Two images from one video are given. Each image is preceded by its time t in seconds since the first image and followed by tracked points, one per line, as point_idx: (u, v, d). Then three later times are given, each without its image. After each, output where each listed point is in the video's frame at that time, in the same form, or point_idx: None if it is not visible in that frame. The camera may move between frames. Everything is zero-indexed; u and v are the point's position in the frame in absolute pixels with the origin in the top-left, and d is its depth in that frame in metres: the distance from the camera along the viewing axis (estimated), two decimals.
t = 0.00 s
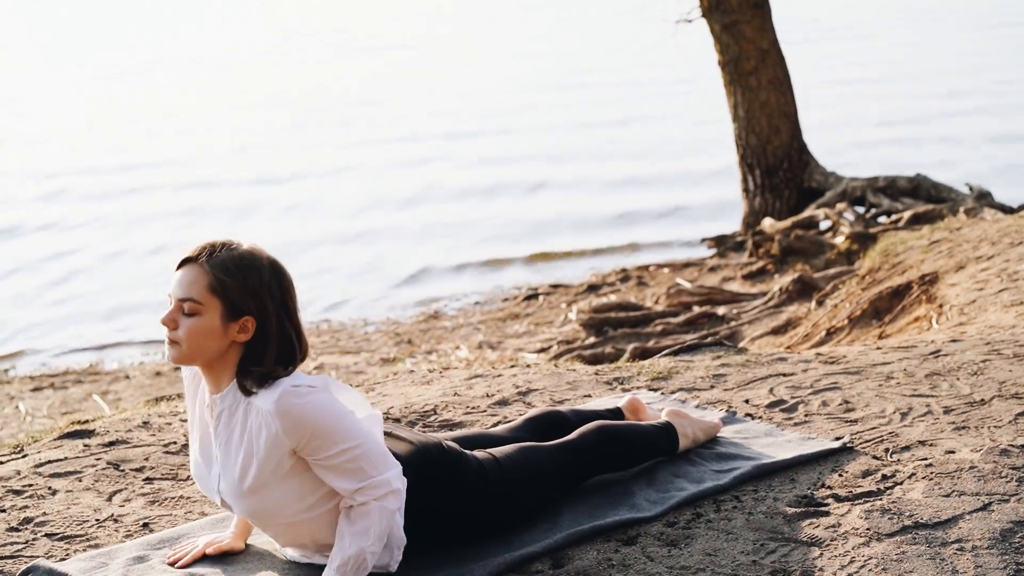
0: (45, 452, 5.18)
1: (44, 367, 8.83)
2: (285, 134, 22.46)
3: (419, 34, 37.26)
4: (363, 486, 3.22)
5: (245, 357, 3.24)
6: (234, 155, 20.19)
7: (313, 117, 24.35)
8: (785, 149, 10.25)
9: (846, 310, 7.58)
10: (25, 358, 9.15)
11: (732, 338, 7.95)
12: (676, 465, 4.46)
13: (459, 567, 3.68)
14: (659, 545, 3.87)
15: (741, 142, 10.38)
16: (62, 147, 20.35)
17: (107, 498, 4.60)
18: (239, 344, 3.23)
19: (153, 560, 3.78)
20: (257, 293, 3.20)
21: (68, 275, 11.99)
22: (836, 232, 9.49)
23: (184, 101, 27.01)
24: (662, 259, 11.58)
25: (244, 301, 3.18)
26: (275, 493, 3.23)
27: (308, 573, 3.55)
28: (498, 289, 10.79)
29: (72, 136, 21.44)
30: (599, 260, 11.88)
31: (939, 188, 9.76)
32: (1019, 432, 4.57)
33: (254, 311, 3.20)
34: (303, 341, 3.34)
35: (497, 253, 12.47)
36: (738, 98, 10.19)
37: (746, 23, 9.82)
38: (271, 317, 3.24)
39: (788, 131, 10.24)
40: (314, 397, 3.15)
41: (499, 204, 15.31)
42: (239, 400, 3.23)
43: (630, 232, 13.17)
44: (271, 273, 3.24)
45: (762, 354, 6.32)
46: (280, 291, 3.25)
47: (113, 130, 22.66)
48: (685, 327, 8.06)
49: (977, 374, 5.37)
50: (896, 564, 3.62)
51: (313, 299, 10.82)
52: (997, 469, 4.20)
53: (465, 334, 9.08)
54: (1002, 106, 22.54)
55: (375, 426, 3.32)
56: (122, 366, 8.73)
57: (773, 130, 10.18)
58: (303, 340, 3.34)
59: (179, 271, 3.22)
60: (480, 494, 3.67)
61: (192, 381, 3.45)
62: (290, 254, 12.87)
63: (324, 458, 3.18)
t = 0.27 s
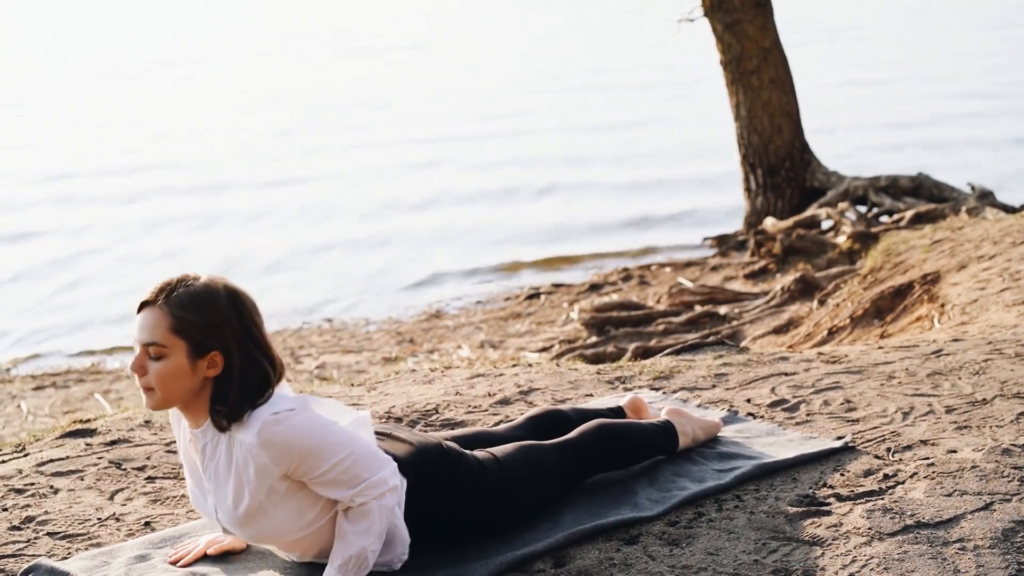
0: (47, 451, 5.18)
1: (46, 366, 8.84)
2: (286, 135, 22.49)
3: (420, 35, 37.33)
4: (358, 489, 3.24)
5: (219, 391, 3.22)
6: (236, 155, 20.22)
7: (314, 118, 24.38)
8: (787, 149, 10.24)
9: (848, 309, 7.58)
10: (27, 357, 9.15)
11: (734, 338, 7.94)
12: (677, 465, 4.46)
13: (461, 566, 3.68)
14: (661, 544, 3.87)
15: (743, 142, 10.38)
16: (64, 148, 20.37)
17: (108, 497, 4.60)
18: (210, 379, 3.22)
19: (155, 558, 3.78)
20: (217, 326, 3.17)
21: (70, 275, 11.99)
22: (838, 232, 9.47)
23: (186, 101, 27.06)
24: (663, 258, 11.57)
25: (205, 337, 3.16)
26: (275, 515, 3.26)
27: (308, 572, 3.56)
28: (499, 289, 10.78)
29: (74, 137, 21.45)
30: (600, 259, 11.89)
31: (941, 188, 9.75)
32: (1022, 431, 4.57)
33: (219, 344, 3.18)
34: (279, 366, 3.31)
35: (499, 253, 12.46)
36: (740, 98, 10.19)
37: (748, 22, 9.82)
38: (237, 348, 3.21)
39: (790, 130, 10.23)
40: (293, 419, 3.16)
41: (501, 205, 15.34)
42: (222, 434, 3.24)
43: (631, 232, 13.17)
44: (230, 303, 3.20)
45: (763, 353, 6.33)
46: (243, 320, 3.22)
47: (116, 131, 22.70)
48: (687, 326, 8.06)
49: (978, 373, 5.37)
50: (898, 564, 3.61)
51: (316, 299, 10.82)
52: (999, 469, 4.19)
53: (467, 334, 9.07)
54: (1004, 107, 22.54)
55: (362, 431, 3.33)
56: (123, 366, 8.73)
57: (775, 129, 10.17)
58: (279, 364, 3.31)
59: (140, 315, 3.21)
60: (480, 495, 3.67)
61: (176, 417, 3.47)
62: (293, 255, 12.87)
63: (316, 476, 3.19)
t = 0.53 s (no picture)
0: (50, 450, 5.18)
1: (48, 365, 8.84)
2: (288, 135, 22.51)
3: (421, 36, 37.34)
4: (356, 491, 3.25)
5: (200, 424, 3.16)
6: (238, 156, 20.24)
7: (316, 119, 24.41)
8: (789, 147, 10.23)
9: (850, 308, 7.58)
10: (30, 357, 9.15)
11: (736, 337, 7.94)
12: (679, 464, 4.46)
13: (462, 566, 3.68)
14: (664, 543, 3.87)
15: (745, 141, 10.38)
16: (66, 148, 20.38)
17: (111, 496, 4.61)
18: (190, 416, 3.16)
19: (158, 557, 3.79)
20: (187, 363, 3.10)
21: (73, 275, 12.00)
22: (840, 230, 9.47)
23: (187, 101, 27.08)
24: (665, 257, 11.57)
25: (177, 376, 3.09)
26: (277, 531, 3.27)
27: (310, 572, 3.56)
28: (502, 288, 10.78)
29: (77, 138, 21.47)
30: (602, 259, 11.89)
31: (943, 187, 9.75)
32: None
33: (192, 379, 3.11)
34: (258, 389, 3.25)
35: (502, 252, 12.46)
36: (743, 96, 10.18)
37: (750, 21, 9.81)
38: (211, 381, 3.14)
39: (792, 128, 10.23)
40: (283, 438, 3.16)
41: (503, 205, 15.35)
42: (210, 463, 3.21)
43: (634, 232, 13.18)
44: (197, 337, 3.13)
45: (766, 352, 6.33)
46: (213, 351, 3.15)
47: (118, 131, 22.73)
48: (689, 325, 8.06)
49: (981, 372, 5.37)
50: (901, 563, 3.61)
51: (318, 299, 10.83)
52: (1002, 467, 4.19)
53: (469, 333, 9.07)
54: (1005, 104, 22.52)
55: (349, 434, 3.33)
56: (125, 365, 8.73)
57: (778, 128, 10.17)
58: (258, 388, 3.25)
59: (110, 363, 3.15)
60: (480, 496, 3.67)
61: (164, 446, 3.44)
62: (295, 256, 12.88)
63: (314, 490, 3.20)
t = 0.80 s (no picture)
0: (52, 449, 5.18)
1: (50, 365, 8.85)
2: (290, 134, 22.52)
3: (423, 36, 37.38)
4: (355, 493, 3.25)
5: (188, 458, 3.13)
6: (240, 155, 20.24)
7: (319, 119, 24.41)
8: (791, 146, 10.24)
9: (852, 307, 7.58)
10: (32, 356, 9.16)
11: (738, 335, 7.94)
12: (681, 462, 4.46)
13: (463, 565, 3.69)
14: (665, 541, 3.87)
15: (747, 139, 10.38)
16: (68, 148, 20.39)
17: (113, 495, 4.61)
18: (176, 453, 3.13)
19: (160, 556, 3.79)
20: (161, 401, 3.07)
21: (75, 274, 12.01)
22: (842, 229, 9.46)
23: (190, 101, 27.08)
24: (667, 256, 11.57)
25: (155, 416, 3.06)
26: (282, 546, 3.29)
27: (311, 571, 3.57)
28: (503, 287, 10.79)
29: (79, 138, 21.49)
30: (603, 258, 11.90)
31: (945, 184, 9.74)
32: None
33: (170, 417, 3.08)
34: (238, 412, 3.22)
35: (503, 251, 12.46)
36: (744, 95, 10.18)
37: (752, 20, 9.80)
38: (189, 414, 3.11)
39: (794, 127, 10.23)
40: (277, 457, 3.17)
41: (505, 203, 15.36)
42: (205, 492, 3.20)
43: (635, 231, 13.19)
44: (165, 374, 3.10)
45: (767, 351, 6.33)
46: (185, 384, 3.11)
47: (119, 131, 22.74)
48: (691, 324, 8.06)
49: (983, 370, 5.37)
50: (903, 561, 3.61)
51: (320, 299, 10.84)
52: (1004, 466, 4.19)
53: (471, 332, 9.08)
54: (1007, 102, 22.55)
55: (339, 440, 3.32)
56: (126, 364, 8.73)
57: (779, 127, 10.17)
58: (238, 412, 3.22)
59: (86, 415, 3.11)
60: (479, 496, 3.67)
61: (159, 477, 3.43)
62: (297, 256, 12.88)
63: (312, 501, 3.21)
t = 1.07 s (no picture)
0: (54, 448, 5.19)
1: (52, 363, 8.85)
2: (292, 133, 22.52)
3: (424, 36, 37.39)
4: (354, 492, 3.27)
5: (177, 482, 3.13)
6: (241, 153, 20.24)
7: (320, 118, 24.43)
8: (792, 145, 10.24)
9: (854, 305, 7.58)
10: (34, 354, 9.16)
11: (740, 334, 7.94)
12: (683, 461, 4.46)
13: (465, 563, 3.69)
14: (667, 539, 3.88)
15: (748, 138, 10.37)
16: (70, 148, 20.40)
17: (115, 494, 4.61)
18: (165, 478, 3.12)
19: (161, 554, 3.80)
20: (145, 429, 3.05)
21: (77, 273, 12.02)
22: (844, 227, 9.46)
23: (191, 100, 27.08)
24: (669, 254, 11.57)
25: (140, 445, 3.05)
26: (284, 558, 3.30)
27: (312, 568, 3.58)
28: (504, 285, 10.79)
29: (80, 138, 21.50)
30: (604, 255, 11.90)
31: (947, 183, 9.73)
32: None
33: (155, 444, 3.07)
34: (225, 431, 3.21)
35: (505, 248, 12.46)
36: (746, 93, 10.17)
37: (753, 18, 9.79)
38: (174, 439, 3.09)
39: (795, 126, 10.23)
40: (274, 470, 3.19)
41: (507, 200, 15.35)
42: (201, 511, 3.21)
43: (637, 228, 13.19)
44: (146, 401, 3.08)
45: (769, 349, 6.33)
46: (167, 411, 3.10)
47: (121, 130, 22.75)
48: (693, 322, 8.06)
49: (984, 368, 5.37)
50: (904, 559, 3.62)
51: (322, 297, 10.84)
52: (1005, 464, 4.19)
53: (472, 330, 9.08)
54: (1009, 101, 22.55)
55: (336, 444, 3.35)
56: (128, 362, 8.74)
57: (781, 125, 10.17)
58: (224, 430, 3.21)
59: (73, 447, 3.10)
60: (479, 495, 3.68)
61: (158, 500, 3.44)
62: (299, 254, 12.88)
63: (312, 509, 3.22)
